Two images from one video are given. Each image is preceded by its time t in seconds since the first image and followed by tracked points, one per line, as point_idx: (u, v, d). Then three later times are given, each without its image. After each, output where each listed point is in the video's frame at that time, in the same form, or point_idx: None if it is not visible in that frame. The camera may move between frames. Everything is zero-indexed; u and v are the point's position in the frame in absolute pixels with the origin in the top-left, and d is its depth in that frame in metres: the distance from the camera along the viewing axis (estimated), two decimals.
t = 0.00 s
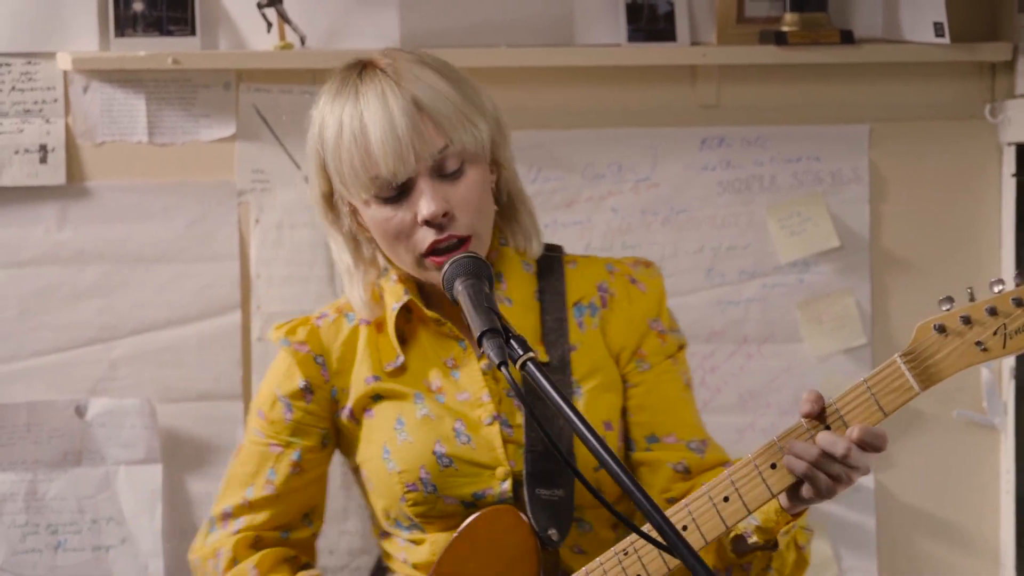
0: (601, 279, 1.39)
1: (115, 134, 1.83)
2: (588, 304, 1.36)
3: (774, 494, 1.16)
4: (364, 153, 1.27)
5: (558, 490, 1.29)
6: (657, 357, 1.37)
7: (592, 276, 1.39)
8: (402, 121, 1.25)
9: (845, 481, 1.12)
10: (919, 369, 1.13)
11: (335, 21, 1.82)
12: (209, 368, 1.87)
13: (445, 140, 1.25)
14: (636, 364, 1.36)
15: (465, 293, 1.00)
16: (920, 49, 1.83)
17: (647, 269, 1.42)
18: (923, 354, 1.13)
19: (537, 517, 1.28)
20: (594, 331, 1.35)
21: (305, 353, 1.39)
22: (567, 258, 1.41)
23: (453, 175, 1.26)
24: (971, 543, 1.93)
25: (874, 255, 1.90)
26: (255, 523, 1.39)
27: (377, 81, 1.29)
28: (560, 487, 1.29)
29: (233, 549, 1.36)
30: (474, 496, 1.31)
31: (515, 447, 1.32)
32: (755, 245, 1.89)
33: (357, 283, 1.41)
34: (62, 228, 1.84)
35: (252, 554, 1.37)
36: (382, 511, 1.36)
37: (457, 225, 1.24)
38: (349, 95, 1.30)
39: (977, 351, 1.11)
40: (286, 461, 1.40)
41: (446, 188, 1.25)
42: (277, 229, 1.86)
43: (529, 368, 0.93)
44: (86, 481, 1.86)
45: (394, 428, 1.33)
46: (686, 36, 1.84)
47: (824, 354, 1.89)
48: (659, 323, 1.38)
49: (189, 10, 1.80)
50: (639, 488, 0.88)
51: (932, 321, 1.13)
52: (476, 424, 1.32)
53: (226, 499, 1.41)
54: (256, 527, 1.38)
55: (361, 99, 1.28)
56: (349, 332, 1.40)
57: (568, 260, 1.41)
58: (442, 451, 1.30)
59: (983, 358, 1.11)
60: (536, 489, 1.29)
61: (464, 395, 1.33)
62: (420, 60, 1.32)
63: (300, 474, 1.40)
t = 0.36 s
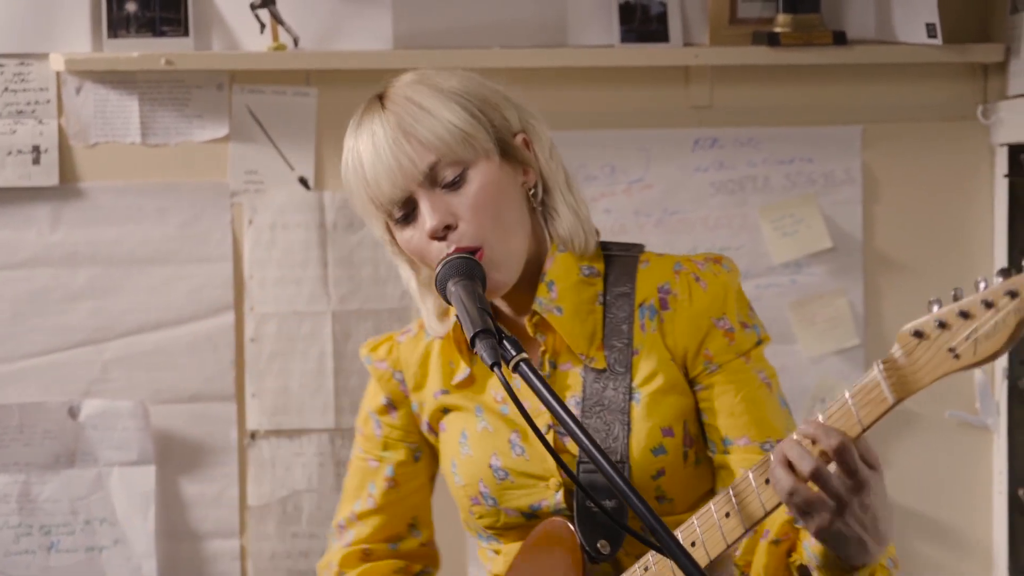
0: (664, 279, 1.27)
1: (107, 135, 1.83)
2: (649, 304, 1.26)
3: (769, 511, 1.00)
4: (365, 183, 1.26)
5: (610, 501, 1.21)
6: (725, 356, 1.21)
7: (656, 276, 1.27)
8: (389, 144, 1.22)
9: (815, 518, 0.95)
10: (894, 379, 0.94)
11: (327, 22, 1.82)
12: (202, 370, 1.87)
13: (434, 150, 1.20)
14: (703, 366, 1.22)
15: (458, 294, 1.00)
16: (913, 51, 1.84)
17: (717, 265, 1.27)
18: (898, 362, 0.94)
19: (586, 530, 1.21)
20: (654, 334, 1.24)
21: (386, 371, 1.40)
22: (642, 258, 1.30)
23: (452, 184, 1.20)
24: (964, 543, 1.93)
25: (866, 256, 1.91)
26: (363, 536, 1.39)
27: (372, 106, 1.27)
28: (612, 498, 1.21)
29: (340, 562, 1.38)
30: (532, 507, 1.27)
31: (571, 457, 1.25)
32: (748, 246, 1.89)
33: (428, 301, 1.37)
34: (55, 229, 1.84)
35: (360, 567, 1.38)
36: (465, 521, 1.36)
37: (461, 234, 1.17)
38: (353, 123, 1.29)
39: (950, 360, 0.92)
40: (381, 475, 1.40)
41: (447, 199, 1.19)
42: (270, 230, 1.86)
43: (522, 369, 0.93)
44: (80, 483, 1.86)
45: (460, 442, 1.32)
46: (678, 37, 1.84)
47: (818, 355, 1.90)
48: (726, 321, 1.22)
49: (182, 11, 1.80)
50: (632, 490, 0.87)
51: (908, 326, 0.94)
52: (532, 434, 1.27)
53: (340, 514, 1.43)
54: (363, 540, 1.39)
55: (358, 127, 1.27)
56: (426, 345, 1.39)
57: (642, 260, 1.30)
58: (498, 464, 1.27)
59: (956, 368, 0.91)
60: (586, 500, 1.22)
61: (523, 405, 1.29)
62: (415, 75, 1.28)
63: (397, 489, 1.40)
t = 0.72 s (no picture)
0: (695, 297, 1.21)
1: (105, 141, 1.83)
2: (678, 322, 1.20)
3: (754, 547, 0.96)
4: (382, 212, 1.26)
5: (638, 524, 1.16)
6: (745, 372, 1.12)
7: (687, 293, 1.21)
8: (398, 172, 1.22)
9: (756, 541, 0.91)
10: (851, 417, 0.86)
11: (325, 27, 1.82)
12: (200, 375, 1.86)
13: (439, 174, 1.19)
14: (724, 383, 1.14)
15: (455, 299, 1.00)
16: (911, 54, 1.83)
17: (746, 278, 1.18)
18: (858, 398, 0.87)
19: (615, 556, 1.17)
20: (681, 353, 1.18)
21: (433, 400, 1.37)
22: (680, 273, 1.24)
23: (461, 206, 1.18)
24: (964, 547, 1.93)
25: (864, 259, 1.91)
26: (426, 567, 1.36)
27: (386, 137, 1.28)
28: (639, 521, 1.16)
29: None
30: (569, 534, 1.23)
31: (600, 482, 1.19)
32: (746, 250, 1.89)
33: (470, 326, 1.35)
34: (53, 235, 1.84)
35: None
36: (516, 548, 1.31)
37: (469, 254, 1.15)
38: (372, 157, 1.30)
39: (898, 398, 0.83)
40: (439, 503, 1.37)
41: (456, 222, 1.18)
42: (268, 235, 1.86)
43: (519, 374, 0.93)
44: (78, 488, 1.86)
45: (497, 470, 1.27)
46: (675, 42, 1.84)
47: (816, 359, 1.90)
48: (749, 337, 1.14)
49: (180, 17, 1.80)
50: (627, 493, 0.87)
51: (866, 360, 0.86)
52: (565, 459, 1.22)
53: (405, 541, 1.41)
54: (425, 570, 1.36)
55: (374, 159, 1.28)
56: (470, 369, 1.35)
57: (679, 275, 1.24)
58: (531, 493, 1.23)
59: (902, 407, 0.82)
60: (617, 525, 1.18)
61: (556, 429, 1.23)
62: (426, 102, 1.28)
63: (456, 516, 1.37)
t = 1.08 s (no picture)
0: (693, 287, 1.19)
1: (102, 136, 1.83)
2: (675, 312, 1.19)
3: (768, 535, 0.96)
4: (377, 190, 1.25)
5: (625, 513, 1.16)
6: (743, 368, 1.12)
7: (684, 284, 1.20)
8: (394, 152, 1.21)
9: (781, 531, 0.89)
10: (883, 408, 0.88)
11: (323, 22, 1.82)
12: (198, 370, 1.86)
13: (436, 156, 1.18)
14: (720, 377, 1.14)
15: (452, 293, 1.00)
16: (908, 48, 1.84)
17: (749, 274, 1.18)
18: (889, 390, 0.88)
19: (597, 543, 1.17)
20: (679, 344, 1.17)
21: (413, 370, 1.32)
22: (676, 263, 1.23)
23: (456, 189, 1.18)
24: (961, 542, 1.93)
25: (862, 254, 1.90)
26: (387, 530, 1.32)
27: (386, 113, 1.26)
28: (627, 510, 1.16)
29: (364, 558, 1.31)
30: (550, 516, 1.22)
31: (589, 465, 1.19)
32: (744, 245, 1.89)
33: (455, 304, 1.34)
34: (50, 229, 1.84)
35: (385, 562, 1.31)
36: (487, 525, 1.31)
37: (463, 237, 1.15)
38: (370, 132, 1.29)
39: (939, 391, 0.85)
40: (406, 471, 1.32)
41: (450, 204, 1.18)
42: (266, 230, 1.86)
43: (517, 368, 0.93)
44: (76, 483, 1.86)
45: (480, 446, 1.25)
46: (674, 36, 1.84)
47: (814, 353, 1.90)
48: (749, 333, 1.13)
49: (177, 11, 1.79)
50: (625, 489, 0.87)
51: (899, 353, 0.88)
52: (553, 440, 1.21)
53: (366, 505, 1.36)
54: (387, 535, 1.32)
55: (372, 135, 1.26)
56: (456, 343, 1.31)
57: (675, 265, 1.23)
58: (516, 472, 1.21)
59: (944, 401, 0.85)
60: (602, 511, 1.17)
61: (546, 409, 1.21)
62: (428, 79, 1.26)
63: (421, 486, 1.32)
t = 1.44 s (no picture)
0: (677, 305, 1.26)
1: (106, 135, 1.83)
2: (657, 327, 1.25)
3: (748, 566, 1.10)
4: (378, 158, 1.25)
5: (573, 512, 1.22)
6: (715, 395, 1.23)
7: (669, 300, 1.27)
8: (404, 126, 1.21)
9: (780, 569, 1.04)
10: (904, 469, 1.03)
11: (327, 21, 1.82)
12: (201, 369, 1.86)
13: (448, 140, 1.19)
14: (691, 399, 1.23)
15: (457, 293, 1.00)
16: (913, 48, 1.83)
17: (732, 305, 1.29)
18: (913, 452, 1.03)
19: (540, 535, 1.22)
20: (657, 357, 1.24)
21: (374, 324, 1.35)
22: (658, 278, 1.29)
23: (463, 175, 1.19)
24: (964, 541, 1.93)
25: (866, 253, 1.90)
26: (302, 476, 1.35)
27: (397, 81, 1.26)
28: (574, 509, 1.22)
29: (273, 499, 1.32)
30: (492, 498, 1.26)
31: (543, 456, 1.26)
32: (747, 244, 1.89)
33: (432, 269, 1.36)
34: (54, 228, 1.84)
35: (292, 509, 1.33)
36: (417, 492, 1.34)
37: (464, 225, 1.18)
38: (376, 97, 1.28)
39: (966, 463, 1.01)
40: (339, 422, 1.35)
41: (455, 189, 1.19)
42: (270, 229, 1.86)
43: (522, 368, 0.93)
44: (80, 483, 1.86)
45: (433, 415, 1.29)
46: (678, 35, 1.83)
47: (818, 353, 1.90)
48: (727, 361, 1.24)
49: (181, 10, 1.79)
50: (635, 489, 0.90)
51: (928, 420, 1.03)
52: (511, 425, 1.26)
53: (284, 445, 1.38)
54: (300, 480, 1.34)
55: (379, 102, 1.26)
56: (422, 309, 1.35)
57: (657, 280, 1.29)
58: (469, 449, 1.26)
59: (969, 471, 1.01)
60: (549, 506, 1.23)
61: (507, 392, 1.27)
62: (443, 52, 1.26)
63: (350, 441, 1.35)
